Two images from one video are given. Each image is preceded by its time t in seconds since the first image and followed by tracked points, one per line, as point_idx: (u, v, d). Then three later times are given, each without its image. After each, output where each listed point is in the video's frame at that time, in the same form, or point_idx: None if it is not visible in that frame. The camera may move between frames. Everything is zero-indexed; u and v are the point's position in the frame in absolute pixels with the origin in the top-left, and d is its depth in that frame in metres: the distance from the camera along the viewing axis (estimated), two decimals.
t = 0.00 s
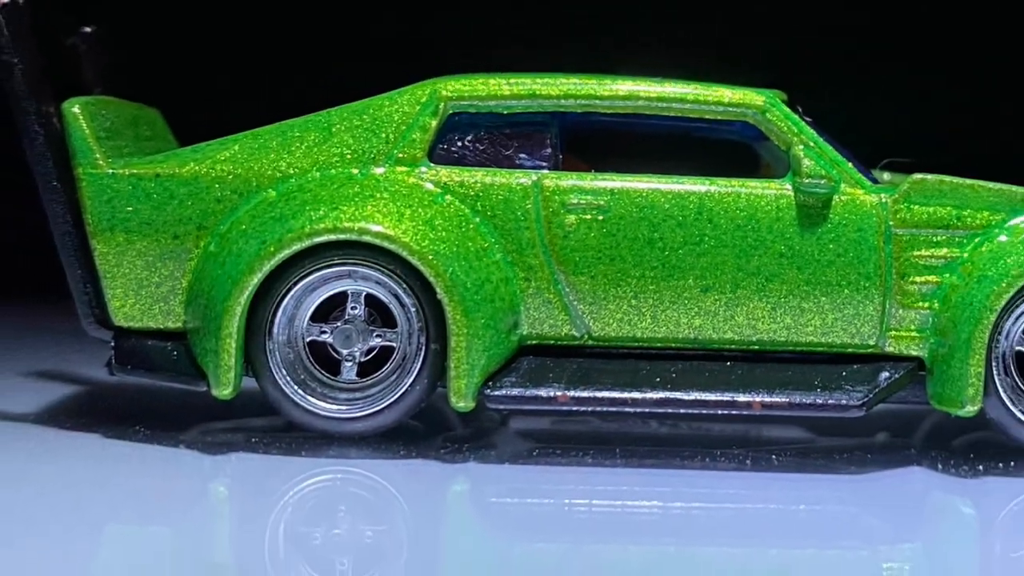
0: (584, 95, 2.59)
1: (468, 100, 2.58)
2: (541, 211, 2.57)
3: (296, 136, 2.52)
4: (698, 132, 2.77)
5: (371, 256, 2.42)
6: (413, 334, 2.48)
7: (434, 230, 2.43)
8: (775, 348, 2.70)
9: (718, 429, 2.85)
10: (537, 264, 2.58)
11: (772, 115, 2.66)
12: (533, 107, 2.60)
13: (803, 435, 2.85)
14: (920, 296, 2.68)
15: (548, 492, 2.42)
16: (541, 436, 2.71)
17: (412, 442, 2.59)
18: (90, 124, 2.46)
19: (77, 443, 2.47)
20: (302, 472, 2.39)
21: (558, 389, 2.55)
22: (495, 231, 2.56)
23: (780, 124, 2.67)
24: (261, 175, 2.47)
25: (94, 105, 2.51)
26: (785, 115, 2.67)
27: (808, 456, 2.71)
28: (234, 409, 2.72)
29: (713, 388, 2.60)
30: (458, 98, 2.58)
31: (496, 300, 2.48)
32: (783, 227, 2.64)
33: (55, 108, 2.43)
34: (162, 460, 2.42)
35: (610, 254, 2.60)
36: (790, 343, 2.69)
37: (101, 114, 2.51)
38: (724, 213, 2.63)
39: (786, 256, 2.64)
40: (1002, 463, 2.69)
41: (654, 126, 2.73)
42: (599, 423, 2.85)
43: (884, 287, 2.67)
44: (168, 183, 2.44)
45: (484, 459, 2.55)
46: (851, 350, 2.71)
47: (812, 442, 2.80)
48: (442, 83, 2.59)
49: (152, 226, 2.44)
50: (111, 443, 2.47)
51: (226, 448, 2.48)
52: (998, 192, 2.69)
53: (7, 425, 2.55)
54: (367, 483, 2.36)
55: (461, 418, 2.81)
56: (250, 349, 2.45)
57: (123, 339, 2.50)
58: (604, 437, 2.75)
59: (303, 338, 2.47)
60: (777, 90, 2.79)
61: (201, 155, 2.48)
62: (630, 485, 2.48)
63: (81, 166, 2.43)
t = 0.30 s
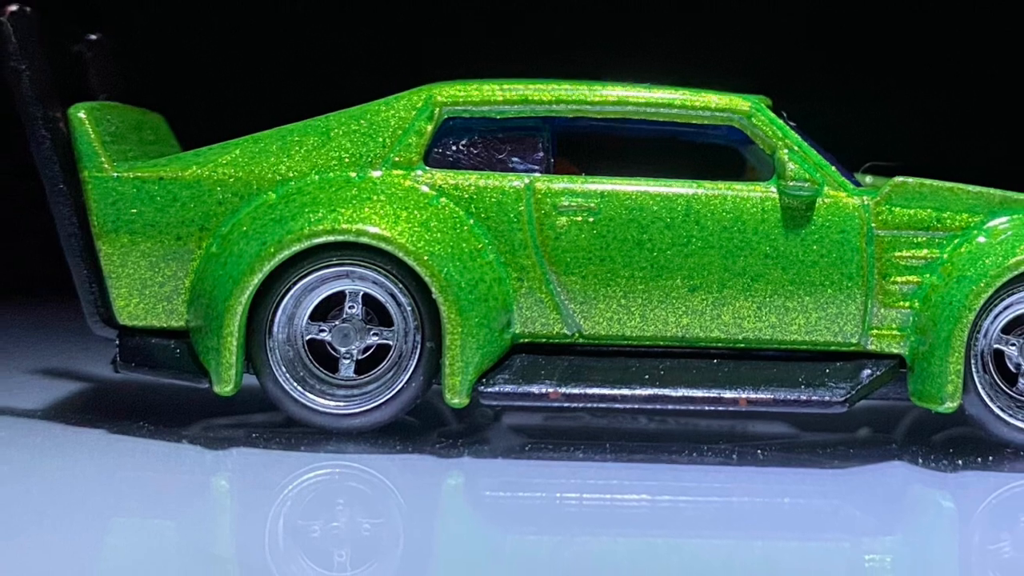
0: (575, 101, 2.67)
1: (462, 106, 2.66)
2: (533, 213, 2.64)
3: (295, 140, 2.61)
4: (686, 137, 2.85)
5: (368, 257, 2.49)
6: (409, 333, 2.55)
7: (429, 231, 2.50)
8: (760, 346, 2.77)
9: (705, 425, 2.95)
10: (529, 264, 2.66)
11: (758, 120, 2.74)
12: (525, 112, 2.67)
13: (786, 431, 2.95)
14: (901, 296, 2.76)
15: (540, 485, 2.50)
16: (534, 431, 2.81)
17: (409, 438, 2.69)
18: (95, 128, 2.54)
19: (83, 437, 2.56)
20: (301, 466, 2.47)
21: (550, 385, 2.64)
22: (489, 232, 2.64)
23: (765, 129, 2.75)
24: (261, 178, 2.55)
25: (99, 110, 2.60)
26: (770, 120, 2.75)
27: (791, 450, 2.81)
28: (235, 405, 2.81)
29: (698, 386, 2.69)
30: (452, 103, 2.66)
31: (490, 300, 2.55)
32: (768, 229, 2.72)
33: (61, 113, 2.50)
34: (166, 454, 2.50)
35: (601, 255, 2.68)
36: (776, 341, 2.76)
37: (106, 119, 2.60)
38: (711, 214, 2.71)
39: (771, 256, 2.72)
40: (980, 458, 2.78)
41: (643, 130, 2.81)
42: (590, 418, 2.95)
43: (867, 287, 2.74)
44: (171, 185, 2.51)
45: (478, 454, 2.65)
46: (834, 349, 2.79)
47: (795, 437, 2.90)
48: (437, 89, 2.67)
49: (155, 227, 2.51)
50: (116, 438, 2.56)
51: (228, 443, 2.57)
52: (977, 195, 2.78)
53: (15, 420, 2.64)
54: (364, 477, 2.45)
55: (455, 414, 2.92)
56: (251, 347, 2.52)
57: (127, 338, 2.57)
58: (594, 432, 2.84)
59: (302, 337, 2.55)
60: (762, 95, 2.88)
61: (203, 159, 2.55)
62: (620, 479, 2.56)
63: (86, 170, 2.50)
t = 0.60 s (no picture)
0: (566, 106, 2.75)
1: (457, 111, 2.74)
2: (525, 215, 2.73)
3: (295, 144, 2.69)
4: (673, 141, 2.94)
5: (365, 257, 2.57)
6: (405, 331, 2.63)
7: (424, 232, 2.58)
8: (745, 344, 2.86)
9: (692, 420, 3.05)
10: (521, 265, 2.74)
11: (743, 125, 2.83)
12: (517, 117, 2.75)
13: (770, 426, 3.05)
14: (882, 296, 2.85)
15: (531, 479, 2.58)
16: (526, 427, 2.90)
17: (405, 433, 2.78)
18: (101, 133, 2.62)
19: (89, 433, 2.65)
20: (300, 460, 2.56)
21: (541, 382, 2.72)
22: (482, 233, 2.72)
23: (751, 133, 2.83)
24: (262, 181, 2.64)
25: (104, 115, 2.68)
26: (755, 124, 2.83)
27: (775, 445, 2.90)
28: (236, 402, 2.91)
29: (686, 382, 2.77)
30: (447, 108, 2.74)
31: (483, 299, 2.63)
32: (753, 230, 2.80)
33: (68, 118, 2.59)
34: (169, 448, 2.59)
35: (591, 255, 2.76)
36: (760, 339, 2.85)
37: (111, 124, 2.68)
38: (698, 216, 2.79)
39: (756, 257, 2.80)
40: (959, 452, 2.86)
41: (631, 135, 2.90)
42: (580, 414, 3.05)
43: (849, 287, 2.83)
44: (174, 189, 2.60)
45: (472, 448, 2.74)
46: (817, 346, 2.87)
47: (779, 432, 3.00)
48: (432, 95, 2.75)
49: (159, 229, 2.60)
50: (121, 434, 2.65)
51: (229, 438, 2.66)
52: (955, 198, 2.87)
53: (24, 416, 2.74)
54: (361, 470, 2.53)
55: (450, 410, 3.02)
56: (252, 345, 2.61)
57: (132, 336, 2.66)
58: (584, 427, 2.93)
59: (302, 335, 2.63)
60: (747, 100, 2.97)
61: (206, 163, 2.64)
62: (609, 473, 2.65)
63: (92, 173, 2.59)
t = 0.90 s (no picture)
0: (556, 112, 2.84)
1: (451, 116, 2.83)
2: (517, 217, 2.81)
3: (294, 148, 2.78)
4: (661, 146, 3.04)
5: (362, 258, 2.66)
6: (401, 330, 2.72)
7: (420, 234, 2.67)
8: (731, 342, 2.96)
9: (678, 416, 3.15)
10: (513, 265, 2.83)
11: (729, 129, 2.92)
12: (510, 122, 2.85)
13: (754, 421, 3.15)
14: (864, 295, 2.94)
15: (523, 472, 2.67)
16: (518, 422, 2.99)
17: (401, 429, 2.87)
18: (106, 137, 2.70)
19: (95, 428, 2.74)
20: (300, 455, 2.64)
21: (533, 378, 2.80)
22: (476, 234, 2.81)
23: (735, 138, 2.92)
24: (262, 184, 2.72)
25: (109, 120, 2.76)
26: (740, 129, 2.93)
27: (758, 439, 3.00)
28: (238, 398, 3.01)
29: (673, 378, 2.86)
30: (442, 114, 2.83)
31: (476, 298, 2.72)
32: (738, 232, 2.89)
33: (74, 123, 2.67)
34: (172, 443, 2.68)
35: (581, 256, 2.85)
36: (745, 337, 2.95)
37: (116, 128, 2.76)
38: (685, 218, 2.88)
39: (741, 258, 2.89)
40: (938, 447, 2.96)
41: (620, 139, 3.00)
42: (570, 410, 3.15)
43: (831, 287, 2.92)
44: (177, 191, 2.68)
45: (465, 442, 2.83)
46: (800, 344, 2.96)
47: (762, 427, 3.10)
48: (428, 101, 2.85)
49: (162, 231, 2.68)
50: (125, 429, 2.74)
51: (230, 433, 2.75)
52: (934, 201, 2.97)
53: (32, 411, 2.84)
54: (358, 464, 2.61)
55: (444, 406, 3.11)
56: (253, 343, 2.69)
57: (136, 334, 2.75)
58: (574, 423, 3.03)
59: (301, 333, 2.71)
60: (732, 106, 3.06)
61: (208, 167, 2.73)
62: (599, 467, 2.74)
63: (97, 176, 2.68)
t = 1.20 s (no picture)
0: (547, 117, 2.94)
1: (446, 121, 2.93)
2: (509, 219, 2.90)
3: (294, 152, 2.87)
4: (649, 150, 3.14)
5: (359, 258, 2.75)
6: (397, 328, 2.81)
7: (415, 235, 2.76)
8: (716, 340, 3.05)
9: (666, 412, 3.25)
10: (505, 266, 2.92)
11: (714, 134, 3.02)
12: (502, 127, 2.95)
13: (739, 416, 3.26)
14: (845, 295, 3.03)
15: (516, 466, 2.77)
16: (510, 417, 3.09)
17: (397, 424, 2.96)
18: (112, 142, 2.79)
19: (101, 422, 2.84)
20: (299, 449, 2.74)
21: (525, 375, 2.90)
22: (469, 235, 2.90)
23: (721, 142, 3.02)
24: (263, 187, 2.81)
25: (115, 125, 2.85)
26: (725, 134, 3.02)
27: (742, 433, 3.11)
28: (239, 394, 3.11)
29: (661, 374, 2.95)
30: (436, 119, 2.92)
31: (470, 297, 2.81)
32: (723, 233, 2.98)
33: (80, 128, 2.76)
34: (176, 437, 2.78)
35: (571, 257, 2.95)
36: (730, 336, 3.04)
37: (121, 133, 2.85)
38: (672, 220, 2.98)
39: (726, 258, 2.99)
40: (916, 441, 3.06)
41: (608, 144, 3.10)
42: (560, 406, 3.25)
43: (813, 287, 3.02)
44: (181, 194, 2.77)
45: (459, 437, 2.92)
46: (783, 342, 3.06)
47: (747, 422, 3.21)
48: (422, 107, 2.94)
49: (166, 232, 2.77)
50: (130, 424, 2.84)
51: (232, 428, 2.85)
52: (913, 203, 3.05)
53: (40, 407, 2.93)
54: (355, 458, 2.70)
55: (439, 402, 3.21)
56: (253, 341, 2.78)
57: (141, 332, 2.85)
58: (565, 418, 3.13)
59: (300, 332, 2.80)
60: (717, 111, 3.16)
61: (210, 170, 2.82)
62: (588, 461, 2.83)
63: (103, 180, 2.76)
